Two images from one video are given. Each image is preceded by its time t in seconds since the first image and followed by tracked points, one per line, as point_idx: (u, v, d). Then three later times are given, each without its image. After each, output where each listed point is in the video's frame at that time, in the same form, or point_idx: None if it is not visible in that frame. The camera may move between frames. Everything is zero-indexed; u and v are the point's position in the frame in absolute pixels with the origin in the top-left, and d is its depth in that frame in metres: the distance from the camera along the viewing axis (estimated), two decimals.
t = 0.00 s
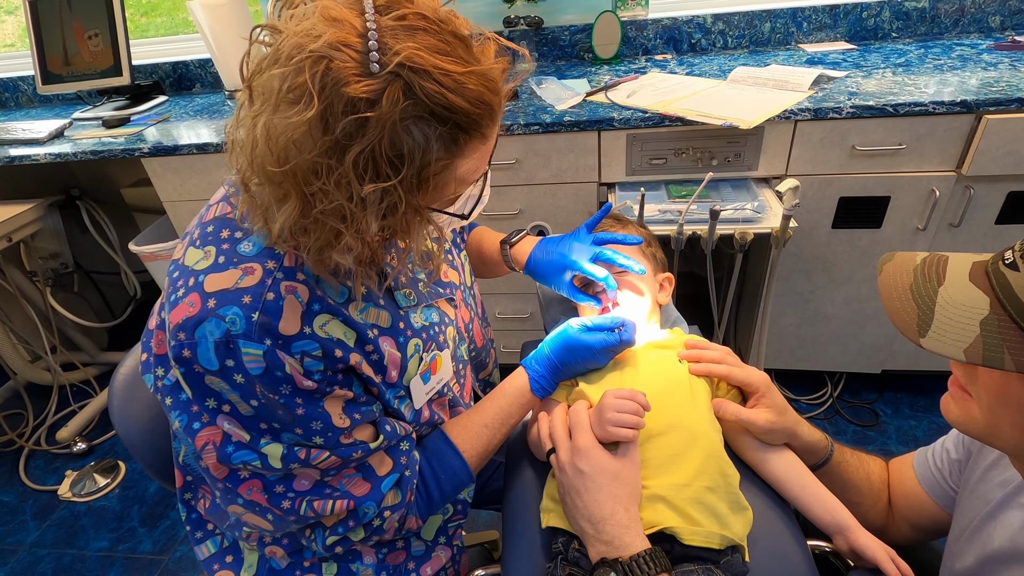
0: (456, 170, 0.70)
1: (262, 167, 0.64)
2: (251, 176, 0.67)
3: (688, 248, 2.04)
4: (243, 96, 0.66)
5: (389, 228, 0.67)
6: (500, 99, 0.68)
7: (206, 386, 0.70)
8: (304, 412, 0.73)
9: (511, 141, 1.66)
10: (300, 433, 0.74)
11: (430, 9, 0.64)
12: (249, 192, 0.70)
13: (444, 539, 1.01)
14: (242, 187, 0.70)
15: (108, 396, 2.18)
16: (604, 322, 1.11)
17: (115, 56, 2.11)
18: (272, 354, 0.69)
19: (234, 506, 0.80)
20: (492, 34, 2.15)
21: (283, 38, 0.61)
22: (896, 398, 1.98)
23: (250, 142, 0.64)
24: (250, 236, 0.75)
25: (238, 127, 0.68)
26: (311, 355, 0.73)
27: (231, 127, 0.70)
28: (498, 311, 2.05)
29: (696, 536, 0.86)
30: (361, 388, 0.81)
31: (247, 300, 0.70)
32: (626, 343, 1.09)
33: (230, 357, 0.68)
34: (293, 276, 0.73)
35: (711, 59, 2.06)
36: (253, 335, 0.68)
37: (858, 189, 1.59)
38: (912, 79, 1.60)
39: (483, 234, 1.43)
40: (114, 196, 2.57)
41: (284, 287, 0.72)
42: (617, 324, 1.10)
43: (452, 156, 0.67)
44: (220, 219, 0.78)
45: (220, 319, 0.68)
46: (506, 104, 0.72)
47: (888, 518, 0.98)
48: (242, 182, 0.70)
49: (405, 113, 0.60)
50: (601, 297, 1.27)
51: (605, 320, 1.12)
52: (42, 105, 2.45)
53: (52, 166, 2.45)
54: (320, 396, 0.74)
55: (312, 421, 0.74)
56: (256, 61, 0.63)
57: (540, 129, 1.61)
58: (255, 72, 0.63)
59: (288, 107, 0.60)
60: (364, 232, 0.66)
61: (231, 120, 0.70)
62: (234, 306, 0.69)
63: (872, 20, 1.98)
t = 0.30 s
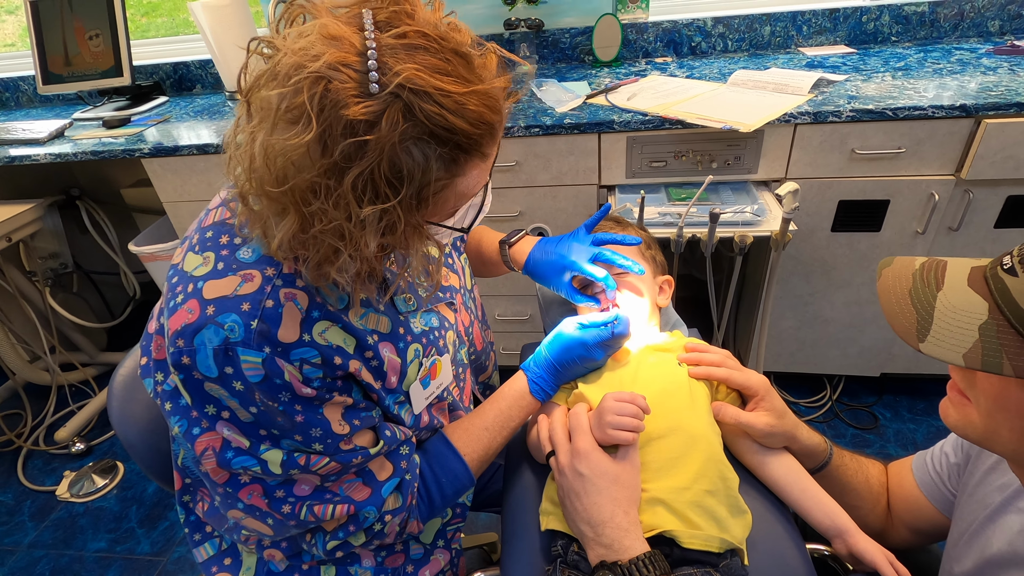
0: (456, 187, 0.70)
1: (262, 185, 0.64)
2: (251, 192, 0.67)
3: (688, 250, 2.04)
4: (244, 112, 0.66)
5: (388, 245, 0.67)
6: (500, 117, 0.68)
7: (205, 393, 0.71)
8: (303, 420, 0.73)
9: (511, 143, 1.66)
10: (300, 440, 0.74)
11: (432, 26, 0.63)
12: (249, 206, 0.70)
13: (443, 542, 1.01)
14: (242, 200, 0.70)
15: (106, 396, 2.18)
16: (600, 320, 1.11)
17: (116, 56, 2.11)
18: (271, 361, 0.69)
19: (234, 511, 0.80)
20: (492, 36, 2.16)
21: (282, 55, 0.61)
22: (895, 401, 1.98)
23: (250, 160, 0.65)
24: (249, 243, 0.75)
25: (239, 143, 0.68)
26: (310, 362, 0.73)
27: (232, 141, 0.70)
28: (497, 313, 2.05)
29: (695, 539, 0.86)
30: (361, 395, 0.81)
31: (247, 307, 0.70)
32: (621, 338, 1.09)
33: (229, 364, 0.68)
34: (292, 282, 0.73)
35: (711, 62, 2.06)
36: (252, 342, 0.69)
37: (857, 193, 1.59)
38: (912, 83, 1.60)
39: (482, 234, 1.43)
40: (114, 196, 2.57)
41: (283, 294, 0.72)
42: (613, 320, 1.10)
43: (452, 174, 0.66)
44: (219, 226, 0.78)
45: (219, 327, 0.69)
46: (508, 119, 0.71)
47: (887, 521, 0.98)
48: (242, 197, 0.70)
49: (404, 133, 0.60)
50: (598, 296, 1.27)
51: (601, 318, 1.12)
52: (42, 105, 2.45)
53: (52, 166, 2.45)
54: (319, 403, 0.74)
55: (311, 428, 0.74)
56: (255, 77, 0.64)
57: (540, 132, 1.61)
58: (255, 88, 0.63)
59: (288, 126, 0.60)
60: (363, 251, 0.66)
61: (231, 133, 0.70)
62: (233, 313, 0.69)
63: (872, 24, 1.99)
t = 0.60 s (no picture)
0: (455, 191, 0.69)
1: (261, 189, 0.64)
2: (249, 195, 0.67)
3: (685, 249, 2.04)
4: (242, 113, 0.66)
5: (388, 249, 0.67)
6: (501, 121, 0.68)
7: (202, 395, 0.70)
8: (301, 421, 0.73)
9: (509, 141, 1.66)
10: (297, 442, 0.74)
11: (433, 29, 0.63)
12: (247, 209, 0.69)
13: (441, 542, 1.01)
14: (239, 203, 0.69)
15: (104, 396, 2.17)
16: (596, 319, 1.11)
17: (112, 55, 2.10)
18: (268, 363, 0.69)
19: (231, 512, 0.79)
20: (490, 34, 2.15)
21: (282, 58, 0.60)
22: (892, 399, 1.99)
23: (249, 163, 0.64)
24: (246, 244, 0.75)
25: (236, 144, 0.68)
26: (307, 363, 0.72)
27: (229, 142, 0.70)
28: (495, 312, 2.05)
29: (693, 537, 0.86)
30: (358, 396, 0.81)
31: (243, 308, 0.69)
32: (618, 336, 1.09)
33: (226, 366, 0.68)
34: (289, 283, 0.72)
35: (710, 60, 2.06)
36: (249, 344, 0.68)
37: (855, 191, 1.59)
38: (909, 81, 1.61)
39: (479, 231, 1.42)
40: (111, 195, 2.57)
41: (280, 295, 0.71)
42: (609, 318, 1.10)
43: (452, 179, 0.66)
44: (216, 227, 0.78)
45: (215, 328, 0.68)
46: (508, 123, 0.71)
47: (885, 519, 0.98)
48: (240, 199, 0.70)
49: (405, 138, 0.60)
50: (595, 294, 1.26)
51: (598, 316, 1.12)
52: (39, 104, 2.44)
53: (48, 165, 2.44)
54: (317, 404, 0.74)
55: (309, 429, 0.74)
56: (254, 78, 0.63)
57: (538, 130, 1.61)
58: (253, 90, 0.63)
59: (287, 130, 0.60)
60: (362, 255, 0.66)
61: (229, 134, 0.70)
62: (230, 315, 0.69)
63: (869, 22, 1.99)
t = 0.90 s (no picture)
0: (455, 193, 0.69)
1: (259, 190, 0.63)
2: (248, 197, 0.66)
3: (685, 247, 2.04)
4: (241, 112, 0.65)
5: (386, 251, 0.67)
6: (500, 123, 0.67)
7: (200, 395, 0.70)
8: (299, 421, 0.72)
9: (508, 139, 1.65)
10: (295, 441, 0.74)
11: (433, 29, 0.63)
12: (244, 210, 0.69)
13: (440, 540, 1.01)
14: (237, 203, 0.69)
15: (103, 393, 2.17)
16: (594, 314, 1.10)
17: (111, 52, 2.10)
18: (266, 363, 0.69)
19: (230, 511, 0.79)
20: (489, 31, 2.15)
21: (280, 58, 0.60)
22: (891, 398, 1.99)
23: (247, 164, 0.64)
24: (244, 243, 0.74)
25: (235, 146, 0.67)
26: (305, 363, 0.72)
27: (228, 143, 0.69)
28: (494, 310, 2.05)
29: (692, 535, 0.86)
30: (356, 395, 0.80)
31: (240, 308, 0.69)
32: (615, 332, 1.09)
33: (223, 366, 0.68)
34: (286, 283, 0.72)
35: (709, 58, 2.06)
36: (246, 344, 0.68)
37: (855, 189, 1.59)
38: (909, 79, 1.60)
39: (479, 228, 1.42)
40: (110, 193, 2.56)
41: (277, 295, 0.71)
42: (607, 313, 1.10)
43: (452, 181, 0.66)
44: (213, 225, 0.77)
45: (213, 328, 0.68)
46: (508, 124, 0.71)
47: (884, 517, 0.98)
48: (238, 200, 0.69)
49: (404, 141, 0.59)
50: (595, 292, 1.26)
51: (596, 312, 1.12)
52: (37, 101, 2.43)
53: (46, 163, 2.43)
54: (315, 404, 0.74)
55: (307, 429, 0.73)
56: (251, 77, 0.63)
57: (538, 128, 1.61)
58: (251, 91, 0.62)
59: (286, 132, 0.60)
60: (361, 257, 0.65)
61: (227, 135, 0.69)
62: (227, 314, 0.69)
63: (870, 20, 1.99)
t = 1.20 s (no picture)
0: (453, 195, 0.69)
1: (256, 192, 0.63)
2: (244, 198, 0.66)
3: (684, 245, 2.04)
4: (238, 113, 0.65)
5: (384, 254, 0.67)
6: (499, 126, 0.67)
7: (197, 397, 0.70)
8: (297, 423, 0.72)
9: (507, 138, 1.65)
10: (293, 443, 0.74)
11: (432, 32, 0.62)
12: (241, 212, 0.69)
13: (439, 540, 1.01)
14: (234, 205, 0.69)
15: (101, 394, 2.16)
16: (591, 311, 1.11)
17: (109, 52, 2.10)
18: (263, 365, 0.69)
19: (228, 513, 0.79)
20: (488, 30, 2.14)
21: (277, 59, 0.60)
22: (891, 396, 1.99)
23: (243, 166, 0.63)
24: (240, 245, 0.74)
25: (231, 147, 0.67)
26: (302, 365, 0.72)
27: (224, 144, 0.69)
28: (493, 309, 2.05)
29: (692, 534, 0.86)
30: (354, 396, 0.80)
31: (237, 310, 0.69)
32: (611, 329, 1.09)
33: (220, 368, 0.68)
34: (283, 285, 0.72)
35: (708, 57, 2.05)
36: (243, 346, 0.68)
37: (853, 187, 1.59)
38: (908, 77, 1.60)
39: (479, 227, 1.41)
40: (109, 194, 2.56)
41: (274, 297, 0.71)
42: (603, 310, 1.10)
43: (449, 184, 0.66)
44: (210, 227, 0.77)
45: (209, 331, 0.68)
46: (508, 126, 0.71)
47: (884, 515, 0.98)
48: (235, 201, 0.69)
49: (402, 144, 0.59)
50: (593, 291, 1.26)
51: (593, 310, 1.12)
52: (35, 101, 2.43)
53: (45, 163, 2.43)
54: (312, 405, 0.73)
55: (305, 431, 0.73)
56: (248, 78, 0.62)
57: (536, 127, 1.61)
58: (248, 92, 0.62)
59: (283, 133, 0.59)
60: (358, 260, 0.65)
61: (224, 136, 0.69)
62: (223, 316, 0.69)
63: (868, 18, 1.98)
